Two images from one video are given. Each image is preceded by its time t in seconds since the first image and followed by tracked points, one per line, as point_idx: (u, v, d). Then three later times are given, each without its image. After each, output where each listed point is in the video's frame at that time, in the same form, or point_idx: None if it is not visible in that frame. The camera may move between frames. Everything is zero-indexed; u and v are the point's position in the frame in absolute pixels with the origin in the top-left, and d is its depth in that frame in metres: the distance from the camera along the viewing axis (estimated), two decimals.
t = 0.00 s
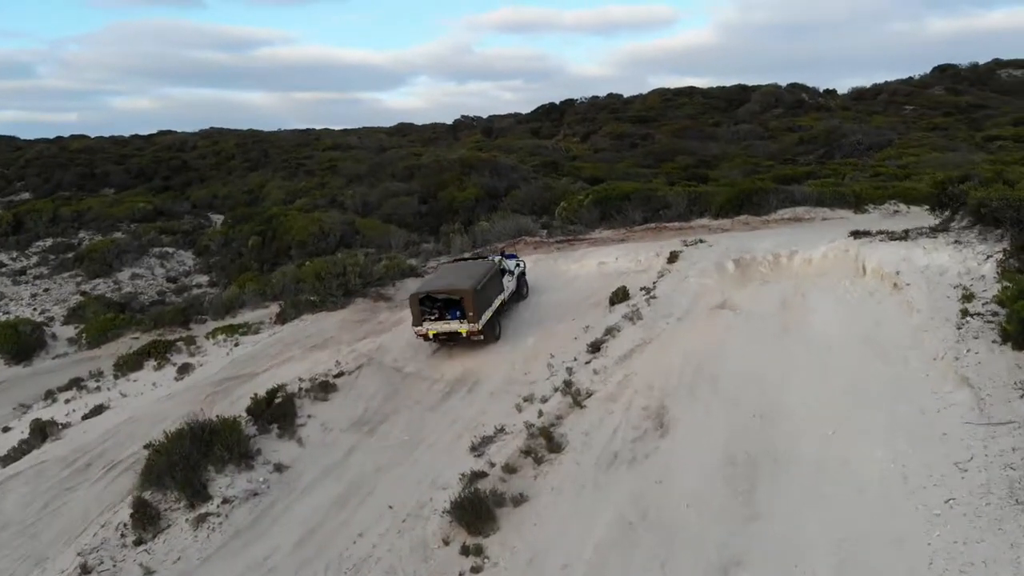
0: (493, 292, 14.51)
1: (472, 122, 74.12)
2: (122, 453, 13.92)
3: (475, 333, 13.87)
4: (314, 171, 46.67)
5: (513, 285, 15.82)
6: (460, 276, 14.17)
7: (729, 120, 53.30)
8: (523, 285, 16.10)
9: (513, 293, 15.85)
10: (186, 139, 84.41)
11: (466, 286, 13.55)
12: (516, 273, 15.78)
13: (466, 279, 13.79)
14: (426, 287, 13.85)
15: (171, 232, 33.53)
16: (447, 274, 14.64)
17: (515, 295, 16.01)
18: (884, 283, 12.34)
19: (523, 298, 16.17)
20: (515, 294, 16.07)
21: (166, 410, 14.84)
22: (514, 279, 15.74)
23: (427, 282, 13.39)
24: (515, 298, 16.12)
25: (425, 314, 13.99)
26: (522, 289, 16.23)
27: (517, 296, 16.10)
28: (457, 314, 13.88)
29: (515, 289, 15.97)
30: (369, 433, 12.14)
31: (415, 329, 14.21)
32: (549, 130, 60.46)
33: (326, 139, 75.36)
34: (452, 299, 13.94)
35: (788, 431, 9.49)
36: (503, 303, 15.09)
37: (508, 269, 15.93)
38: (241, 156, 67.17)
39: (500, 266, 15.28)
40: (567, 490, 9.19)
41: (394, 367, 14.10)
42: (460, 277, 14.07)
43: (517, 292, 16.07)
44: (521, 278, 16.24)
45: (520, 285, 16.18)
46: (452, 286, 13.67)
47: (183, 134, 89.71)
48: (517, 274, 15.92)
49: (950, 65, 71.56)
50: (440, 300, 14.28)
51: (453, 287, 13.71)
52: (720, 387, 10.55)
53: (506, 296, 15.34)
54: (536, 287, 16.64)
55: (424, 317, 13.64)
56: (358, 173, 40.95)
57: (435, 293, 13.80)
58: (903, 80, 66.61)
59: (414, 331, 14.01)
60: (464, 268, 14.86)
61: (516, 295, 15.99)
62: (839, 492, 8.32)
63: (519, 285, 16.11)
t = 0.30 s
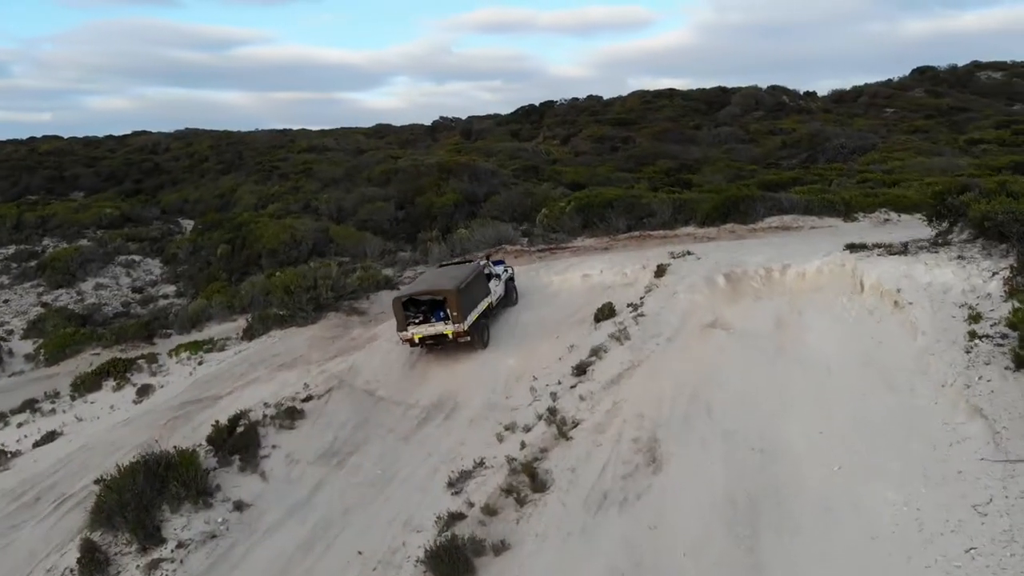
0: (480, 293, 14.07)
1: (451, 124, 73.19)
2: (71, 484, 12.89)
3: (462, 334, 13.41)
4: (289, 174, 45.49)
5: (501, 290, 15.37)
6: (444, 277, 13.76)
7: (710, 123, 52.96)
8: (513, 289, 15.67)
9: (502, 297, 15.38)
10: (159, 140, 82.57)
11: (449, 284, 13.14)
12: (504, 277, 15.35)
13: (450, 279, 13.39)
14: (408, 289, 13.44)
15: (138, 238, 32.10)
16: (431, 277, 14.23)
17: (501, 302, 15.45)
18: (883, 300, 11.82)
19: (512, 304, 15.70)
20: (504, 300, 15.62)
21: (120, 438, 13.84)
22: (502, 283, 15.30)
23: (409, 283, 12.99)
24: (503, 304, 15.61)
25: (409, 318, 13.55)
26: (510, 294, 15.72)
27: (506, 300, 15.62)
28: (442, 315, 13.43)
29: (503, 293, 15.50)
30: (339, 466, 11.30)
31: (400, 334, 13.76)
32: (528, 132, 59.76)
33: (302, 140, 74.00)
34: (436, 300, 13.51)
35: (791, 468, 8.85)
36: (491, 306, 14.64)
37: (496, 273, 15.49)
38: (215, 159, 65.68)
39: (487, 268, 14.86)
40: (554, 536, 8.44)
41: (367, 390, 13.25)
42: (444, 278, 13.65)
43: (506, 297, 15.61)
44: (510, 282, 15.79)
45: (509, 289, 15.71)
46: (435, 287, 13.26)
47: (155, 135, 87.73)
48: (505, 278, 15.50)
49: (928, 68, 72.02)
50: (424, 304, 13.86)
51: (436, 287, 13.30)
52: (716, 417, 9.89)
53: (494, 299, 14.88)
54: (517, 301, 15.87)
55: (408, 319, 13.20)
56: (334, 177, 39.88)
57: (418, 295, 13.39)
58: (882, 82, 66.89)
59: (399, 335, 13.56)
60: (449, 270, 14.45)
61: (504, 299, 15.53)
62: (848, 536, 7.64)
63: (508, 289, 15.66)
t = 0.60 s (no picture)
0: (476, 301, 13.65)
1: (436, 124, 72.23)
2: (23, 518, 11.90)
3: (455, 344, 13.04)
4: (270, 176, 44.37)
5: (498, 295, 14.92)
6: (441, 281, 13.32)
7: (698, 124, 52.42)
8: (509, 294, 15.23)
9: (498, 302, 14.96)
10: (138, 140, 80.93)
11: (447, 292, 12.71)
12: (501, 281, 14.89)
13: (447, 286, 12.97)
14: (404, 292, 12.99)
15: (110, 244, 30.89)
16: (427, 279, 13.78)
17: (492, 312, 14.75)
18: (895, 319, 11.17)
19: (507, 309, 15.26)
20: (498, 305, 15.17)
21: (79, 467, 12.89)
22: (499, 288, 14.85)
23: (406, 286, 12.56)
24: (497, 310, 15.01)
25: (403, 321, 13.14)
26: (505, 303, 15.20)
27: (502, 305, 15.20)
28: (436, 323, 13.04)
29: (500, 298, 15.08)
30: (312, 501, 10.48)
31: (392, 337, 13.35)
32: (514, 133, 58.97)
33: (285, 140, 72.72)
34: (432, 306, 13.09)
35: (802, 509, 8.10)
36: (486, 312, 14.21)
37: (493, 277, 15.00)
38: (195, 160, 64.24)
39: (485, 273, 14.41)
40: None
41: (344, 414, 12.41)
42: (442, 283, 13.21)
43: (502, 302, 15.17)
44: (507, 287, 15.36)
45: (506, 294, 15.28)
46: (432, 292, 12.83)
47: (134, 135, 86.04)
48: (502, 282, 15.07)
49: (914, 69, 72.09)
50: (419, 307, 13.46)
51: (432, 292, 12.87)
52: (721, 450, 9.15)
53: (490, 305, 14.47)
54: (504, 315, 15.07)
55: (401, 324, 12.80)
56: (315, 180, 38.84)
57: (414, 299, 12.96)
58: (869, 83, 66.78)
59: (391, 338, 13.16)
60: (447, 272, 13.99)
61: (500, 304, 15.10)
62: None
63: (505, 294, 15.22)
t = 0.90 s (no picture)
0: (480, 311, 13.11)
1: (426, 125, 71.28)
2: None
3: (456, 357, 12.58)
4: (256, 179, 43.35)
5: (501, 302, 14.42)
6: (445, 289, 12.77)
7: (692, 125, 51.75)
8: (512, 300, 14.72)
9: (501, 309, 14.47)
10: (123, 141, 79.56)
11: (451, 305, 12.17)
12: (505, 288, 14.36)
13: (450, 298, 12.41)
14: (406, 302, 12.46)
15: (89, 251, 29.84)
16: (431, 285, 13.21)
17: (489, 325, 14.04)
18: (916, 341, 10.40)
19: (509, 316, 14.79)
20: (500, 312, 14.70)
21: (40, 501, 11.96)
22: (502, 295, 14.31)
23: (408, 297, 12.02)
24: (495, 319, 14.40)
25: (403, 330, 12.63)
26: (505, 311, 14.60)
27: (503, 312, 14.71)
28: (437, 335, 12.55)
29: (502, 304, 14.57)
30: (289, 545, 9.61)
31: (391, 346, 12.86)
32: (506, 134, 58.15)
33: (273, 141, 71.52)
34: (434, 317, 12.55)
35: (830, 563, 7.33)
36: (488, 321, 13.70)
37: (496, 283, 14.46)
38: (180, 162, 63.00)
39: (490, 279, 13.86)
40: None
41: (325, 444, 11.56)
42: (445, 293, 12.65)
43: (504, 309, 14.69)
44: (510, 293, 14.83)
45: (508, 300, 14.77)
46: (435, 304, 12.27)
47: (119, 136, 84.63)
48: (506, 288, 14.54)
49: (908, 69, 71.84)
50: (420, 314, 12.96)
51: (435, 304, 12.32)
52: (738, 492, 8.37)
53: (493, 313, 13.96)
54: (497, 332, 14.25)
55: (400, 335, 12.32)
56: (302, 183, 37.88)
57: (416, 310, 12.42)
58: (863, 83, 66.36)
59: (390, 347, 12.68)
60: (451, 279, 13.42)
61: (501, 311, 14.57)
62: None
63: (508, 301, 14.72)
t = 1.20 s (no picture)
0: (480, 317, 12.67)
1: (420, 124, 70.35)
2: None
3: (457, 367, 12.22)
4: (245, 182, 42.38)
5: (508, 301, 14.00)
6: (440, 298, 12.39)
7: (690, 126, 50.99)
8: (521, 297, 14.28)
9: (508, 308, 14.08)
10: (113, 141, 78.30)
11: (444, 316, 11.78)
12: (511, 287, 13.86)
13: (445, 307, 12.00)
14: (400, 314, 12.12)
15: (70, 258, 28.85)
16: (428, 292, 12.82)
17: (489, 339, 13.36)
18: (946, 367, 9.61)
19: (519, 314, 14.39)
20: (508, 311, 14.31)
21: (0, 539, 11.06)
22: (508, 294, 13.86)
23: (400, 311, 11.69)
24: (503, 320, 14.01)
25: (401, 343, 12.32)
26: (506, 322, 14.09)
27: (512, 311, 14.28)
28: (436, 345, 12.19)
29: (509, 304, 14.13)
30: None
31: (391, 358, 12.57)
32: (501, 134, 57.30)
33: (264, 142, 70.44)
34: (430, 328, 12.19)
35: None
36: (494, 324, 13.28)
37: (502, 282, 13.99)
38: (169, 162, 61.87)
39: (492, 280, 13.39)
40: None
41: (308, 477, 10.73)
42: (440, 302, 12.25)
43: (513, 307, 14.28)
44: (518, 291, 14.36)
45: (517, 298, 14.33)
46: (428, 316, 11.90)
47: (109, 136, 83.42)
48: (513, 286, 14.07)
49: (906, 69, 71.26)
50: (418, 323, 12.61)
51: (428, 316, 11.95)
52: (761, 542, 7.60)
53: (498, 315, 13.51)
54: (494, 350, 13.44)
55: (397, 349, 12.04)
56: (292, 186, 36.96)
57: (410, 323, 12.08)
58: (861, 84, 65.76)
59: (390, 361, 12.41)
60: (450, 284, 12.99)
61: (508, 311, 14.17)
62: None
63: (516, 299, 14.30)
